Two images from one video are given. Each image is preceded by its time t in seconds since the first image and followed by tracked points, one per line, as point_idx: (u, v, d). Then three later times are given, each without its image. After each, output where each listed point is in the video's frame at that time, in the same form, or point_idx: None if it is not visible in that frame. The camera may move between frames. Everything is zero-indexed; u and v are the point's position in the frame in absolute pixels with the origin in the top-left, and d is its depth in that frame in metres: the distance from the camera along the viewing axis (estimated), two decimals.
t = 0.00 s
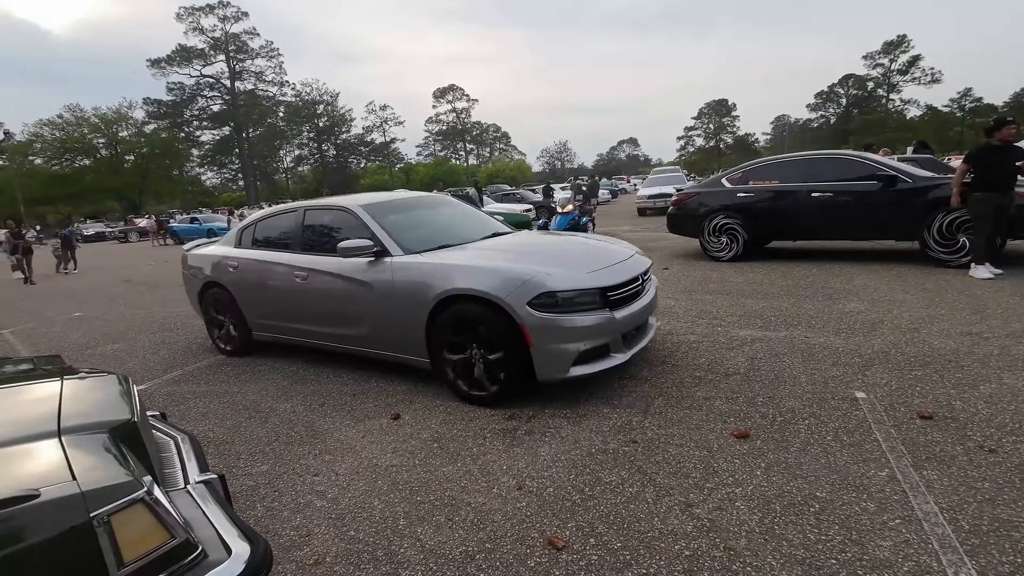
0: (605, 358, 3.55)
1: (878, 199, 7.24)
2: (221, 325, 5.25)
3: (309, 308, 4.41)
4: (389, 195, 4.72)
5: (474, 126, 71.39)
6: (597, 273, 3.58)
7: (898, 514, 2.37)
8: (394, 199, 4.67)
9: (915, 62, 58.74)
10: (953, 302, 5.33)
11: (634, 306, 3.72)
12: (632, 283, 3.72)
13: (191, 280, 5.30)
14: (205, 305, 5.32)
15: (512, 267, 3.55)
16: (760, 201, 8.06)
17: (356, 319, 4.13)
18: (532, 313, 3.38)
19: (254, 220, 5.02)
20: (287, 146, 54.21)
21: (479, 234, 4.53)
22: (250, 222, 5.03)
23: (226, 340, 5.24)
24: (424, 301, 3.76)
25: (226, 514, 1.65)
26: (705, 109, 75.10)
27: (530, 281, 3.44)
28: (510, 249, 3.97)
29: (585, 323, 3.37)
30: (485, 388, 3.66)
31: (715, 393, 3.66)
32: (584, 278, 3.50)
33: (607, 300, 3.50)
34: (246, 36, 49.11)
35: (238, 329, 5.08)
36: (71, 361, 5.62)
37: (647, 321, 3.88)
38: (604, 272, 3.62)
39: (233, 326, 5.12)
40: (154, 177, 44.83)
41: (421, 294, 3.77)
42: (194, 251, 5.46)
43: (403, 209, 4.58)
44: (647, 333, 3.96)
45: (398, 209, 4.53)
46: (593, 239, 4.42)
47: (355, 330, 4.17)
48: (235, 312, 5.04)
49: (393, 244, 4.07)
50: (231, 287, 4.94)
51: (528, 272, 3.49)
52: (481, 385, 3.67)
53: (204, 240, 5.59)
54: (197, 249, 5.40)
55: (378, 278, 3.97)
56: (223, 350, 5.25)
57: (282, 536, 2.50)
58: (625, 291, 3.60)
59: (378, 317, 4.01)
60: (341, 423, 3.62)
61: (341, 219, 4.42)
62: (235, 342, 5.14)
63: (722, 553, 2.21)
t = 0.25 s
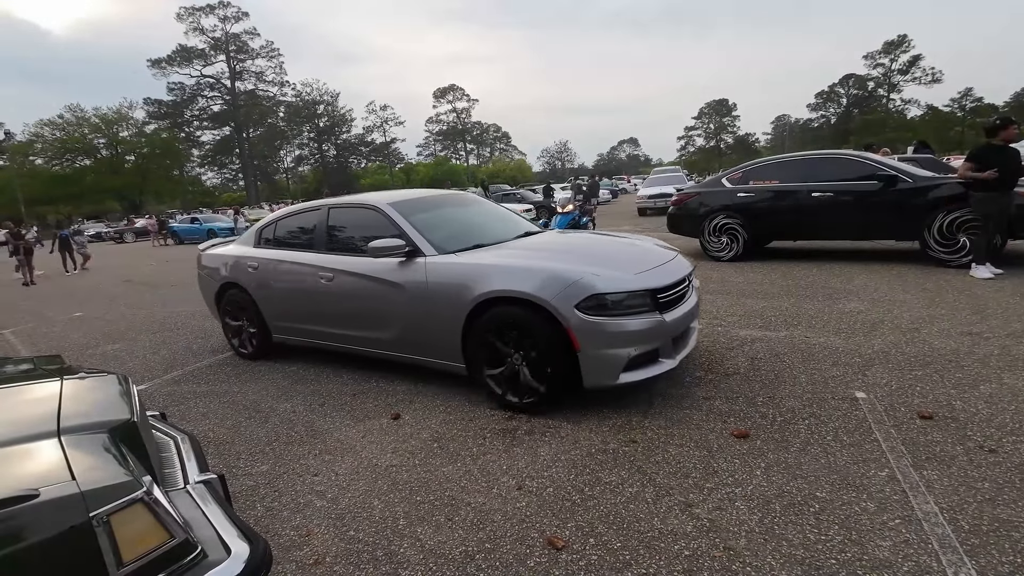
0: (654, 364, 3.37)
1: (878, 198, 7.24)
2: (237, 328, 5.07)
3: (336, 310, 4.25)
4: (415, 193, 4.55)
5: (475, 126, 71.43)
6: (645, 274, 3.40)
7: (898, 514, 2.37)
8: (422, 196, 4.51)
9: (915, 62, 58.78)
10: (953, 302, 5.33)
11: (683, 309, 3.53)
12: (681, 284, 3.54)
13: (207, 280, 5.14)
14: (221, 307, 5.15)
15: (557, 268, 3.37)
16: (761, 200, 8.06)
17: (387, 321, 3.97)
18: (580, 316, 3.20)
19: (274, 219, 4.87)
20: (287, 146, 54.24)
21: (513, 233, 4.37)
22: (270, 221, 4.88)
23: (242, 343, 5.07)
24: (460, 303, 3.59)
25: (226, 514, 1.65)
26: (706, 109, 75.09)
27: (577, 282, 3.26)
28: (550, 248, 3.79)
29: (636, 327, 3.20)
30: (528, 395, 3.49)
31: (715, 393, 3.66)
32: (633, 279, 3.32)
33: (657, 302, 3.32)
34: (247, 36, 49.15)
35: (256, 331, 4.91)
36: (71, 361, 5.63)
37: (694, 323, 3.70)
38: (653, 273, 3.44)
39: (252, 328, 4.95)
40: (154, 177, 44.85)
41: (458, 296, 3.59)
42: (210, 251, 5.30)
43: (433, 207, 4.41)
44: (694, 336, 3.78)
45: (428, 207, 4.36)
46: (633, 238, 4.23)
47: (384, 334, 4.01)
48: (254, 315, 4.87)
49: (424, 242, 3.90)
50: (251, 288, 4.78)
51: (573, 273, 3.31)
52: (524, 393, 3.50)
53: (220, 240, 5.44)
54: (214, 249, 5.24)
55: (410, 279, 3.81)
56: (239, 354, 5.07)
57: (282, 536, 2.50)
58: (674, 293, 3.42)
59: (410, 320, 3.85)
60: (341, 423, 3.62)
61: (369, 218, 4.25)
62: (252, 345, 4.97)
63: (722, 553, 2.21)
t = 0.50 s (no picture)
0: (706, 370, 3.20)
1: (878, 198, 7.23)
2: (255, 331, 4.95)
3: (362, 312, 4.09)
4: (442, 190, 4.39)
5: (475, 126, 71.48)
6: (696, 275, 3.24)
7: (898, 514, 2.37)
8: (450, 194, 4.35)
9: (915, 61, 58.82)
10: (953, 302, 5.33)
11: (734, 312, 3.37)
12: (732, 286, 3.38)
13: (224, 281, 5.01)
14: (239, 308, 5.02)
15: (604, 268, 3.20)
16: (761, 200, 8.07)
17: (417, 324, 3.81)
18: (631, 319, 3.03)
19: (295, 218, 4.73)
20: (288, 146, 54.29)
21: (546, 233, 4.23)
22: (291, 220, 4.74)
23: (261, 346, 4.95)
24: (499, 305, 3.43)
25: (226, 513, 1.65)
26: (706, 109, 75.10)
27: (627, 282, 3.09)
28: (592, 247, 3.62)
29: (690, 331, 3.03)
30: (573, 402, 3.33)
31: (715, 393, 3.65)
32: (685, 279, 3.16)
33: (710, 305, 3.16)
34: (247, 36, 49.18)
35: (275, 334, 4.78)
36: (72, 361, 5.63)
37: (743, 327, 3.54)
38: (703, 274, 3.27)
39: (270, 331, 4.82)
40: (155, 177, 44.88)
41: (496, 297, 3.43)
42: (228, 251, 5.17)
43: (464, 205, 4.26)
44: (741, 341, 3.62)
45: (459, 206, 4.21)
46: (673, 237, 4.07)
47: (414, 337, 3.86)
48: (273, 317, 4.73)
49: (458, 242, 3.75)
50: (271, 288, 4.64)
51: (622, 274, 3.14)
52: (569, 400, 3.34)
53: (237, 239, 5.31)
54: (232, 248, 5.11)
55: (444, 280, 3.65)
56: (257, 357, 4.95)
57: (282, 535, 2.50)
58: (726, 295, 3.26)
59: (442, 323, 3.69)
60: (341, 423, 3.62)
61: (399, 216, 4.10)
62: (271, 349, 4.84)
63: (722, 552, 2.21)
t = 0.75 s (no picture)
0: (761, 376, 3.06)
1: (879, 198, 7.23)
2: (276, 333, 4.85)
3: (391, 315, 3.98)
4: (471, 188, 4.26)
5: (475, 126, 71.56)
6: (749, 276, 3.11)
7: (899, 514, 2.37)
8: (480, 192, 4.22)
9: (916, 61, 58.80)
10: (954, 302, 5.33)
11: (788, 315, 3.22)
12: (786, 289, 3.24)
13: (242, 282, 4.91)
14: (258, 309, 4.92)
15: (656, 269, 3.07)
16: (762, 200, 8.07)
17: (451, 328, 3.70)
18: (688, 323, 2.90)
19: (317, 218, 4.61)
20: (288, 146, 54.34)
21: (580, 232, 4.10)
22: (314, 219, 4.61)
23: (280, 349, 4.85)
24: (541, 308, 3.30)
25: (224, 513, 1.65)
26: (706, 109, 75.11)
27: (681, 284, 2.96)
28: (638, 248, 3.48)
29: (748, 335, 2.90)
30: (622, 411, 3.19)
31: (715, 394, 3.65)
32: (741, 281, 3.02)
33: (767, 308, 3.02)
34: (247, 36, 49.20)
35: (297, 338, 4.69)
36: (73, 361, 5.64)
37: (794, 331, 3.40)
38: (757, 275, 3.14)
39: (292, 335, 4.72)
40: (156, 177, 44.92)
41: (539, 300, 3.30)
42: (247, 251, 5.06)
43: (496, 203, 4.13)
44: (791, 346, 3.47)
45: (491, 204, 4.08)
46: (715, 238, 3.94)
47: (447, 341, 3.75)
48: (296, 320, 4.63)
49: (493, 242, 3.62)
50: (293, 291, 4.54)
51: (675, 275, 3.01)
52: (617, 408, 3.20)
53: (255, 239, 5.21)
54: (251, 249, 5.01)
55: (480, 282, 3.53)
56: (276, 360, 4.85)
57: (282, 535, 2.50)
58: (782, 298, 3.12)
59: (477, 327, 3.58)
60: (341, 423, 3.62)
61: (429, 215, 3.98)
62: (291, 353, 4.74)
63: (722, 552, 2.21)
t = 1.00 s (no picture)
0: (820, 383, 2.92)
1: (879, 198, 7.23)
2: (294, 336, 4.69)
3: (419, 317, 3.84)
4: (501, 185, 4.12)
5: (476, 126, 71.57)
6: (808, 277, 2.96)
7: (899, 514, 2.37)
8: (510, 188, 4.07)
9: (916, 61, 58.76)
10: (954, 302, 5.32)
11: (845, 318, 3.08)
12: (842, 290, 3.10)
13: (259, 282, 4.76)
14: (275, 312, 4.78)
15: (709, 270, 2.92)
16: (762, 200, 8.06)
17: (483, 331, 3.55)
18: (747, 327, 2.75)
19: (339, 216, 4.46)
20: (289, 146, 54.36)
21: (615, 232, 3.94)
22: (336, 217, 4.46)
23: (299, 352, 4.70)
24: (586, 311, 3.15)
25: (224, 513, 1.65)
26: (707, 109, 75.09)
27: (739, 285, 2.81)
28: (685, 247, 3.33)
29: (811, 339, 2.75)
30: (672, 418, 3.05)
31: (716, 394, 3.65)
32: (800, 283, 2.87)
33: (828, 311, 2.88)
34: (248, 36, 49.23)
35: (317, 341, 4.53)
36: (73, 360, 5.64)
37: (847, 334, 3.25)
38: (815, 276, 3.00)
39: (312, 338, 4.56)
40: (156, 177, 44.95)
41: (582, 302, 3.15)
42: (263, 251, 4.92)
43: (528, 201, 3.97)
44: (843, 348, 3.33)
45: (524, 202, 3.92)
46: (758, 236, 3.79)
47: (478, 345, 3.60)
48: (316, 324, 4.47)
49: (531, 240, 3.47)
50: (314, 292, 4.39)
51: (733, 276, 2.87)
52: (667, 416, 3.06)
53: (271, 239, 5.09)
54: (268, 248, 4.86)
55: (517, 283, 3.37)
56: (294, 364, 4.69)
57: (282, 535, 2.51)
58: (841, 299, 2.98)
59: (512, 330, 3.43)
60: (341, 423, 3.62)
61: (459, 213, 3.82)
62: (310, 357, 4.58)
63: (722, 552, 2.21)
